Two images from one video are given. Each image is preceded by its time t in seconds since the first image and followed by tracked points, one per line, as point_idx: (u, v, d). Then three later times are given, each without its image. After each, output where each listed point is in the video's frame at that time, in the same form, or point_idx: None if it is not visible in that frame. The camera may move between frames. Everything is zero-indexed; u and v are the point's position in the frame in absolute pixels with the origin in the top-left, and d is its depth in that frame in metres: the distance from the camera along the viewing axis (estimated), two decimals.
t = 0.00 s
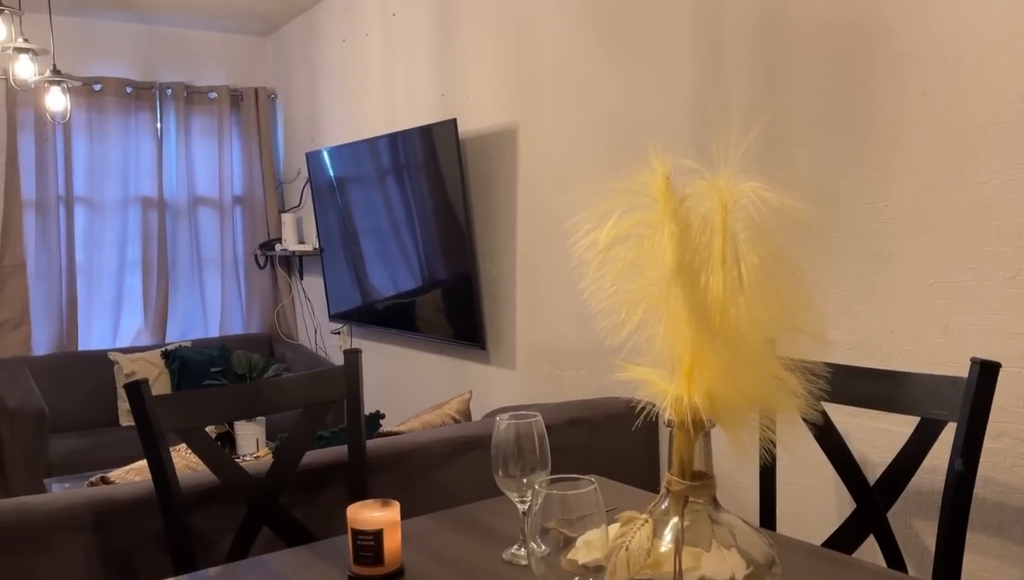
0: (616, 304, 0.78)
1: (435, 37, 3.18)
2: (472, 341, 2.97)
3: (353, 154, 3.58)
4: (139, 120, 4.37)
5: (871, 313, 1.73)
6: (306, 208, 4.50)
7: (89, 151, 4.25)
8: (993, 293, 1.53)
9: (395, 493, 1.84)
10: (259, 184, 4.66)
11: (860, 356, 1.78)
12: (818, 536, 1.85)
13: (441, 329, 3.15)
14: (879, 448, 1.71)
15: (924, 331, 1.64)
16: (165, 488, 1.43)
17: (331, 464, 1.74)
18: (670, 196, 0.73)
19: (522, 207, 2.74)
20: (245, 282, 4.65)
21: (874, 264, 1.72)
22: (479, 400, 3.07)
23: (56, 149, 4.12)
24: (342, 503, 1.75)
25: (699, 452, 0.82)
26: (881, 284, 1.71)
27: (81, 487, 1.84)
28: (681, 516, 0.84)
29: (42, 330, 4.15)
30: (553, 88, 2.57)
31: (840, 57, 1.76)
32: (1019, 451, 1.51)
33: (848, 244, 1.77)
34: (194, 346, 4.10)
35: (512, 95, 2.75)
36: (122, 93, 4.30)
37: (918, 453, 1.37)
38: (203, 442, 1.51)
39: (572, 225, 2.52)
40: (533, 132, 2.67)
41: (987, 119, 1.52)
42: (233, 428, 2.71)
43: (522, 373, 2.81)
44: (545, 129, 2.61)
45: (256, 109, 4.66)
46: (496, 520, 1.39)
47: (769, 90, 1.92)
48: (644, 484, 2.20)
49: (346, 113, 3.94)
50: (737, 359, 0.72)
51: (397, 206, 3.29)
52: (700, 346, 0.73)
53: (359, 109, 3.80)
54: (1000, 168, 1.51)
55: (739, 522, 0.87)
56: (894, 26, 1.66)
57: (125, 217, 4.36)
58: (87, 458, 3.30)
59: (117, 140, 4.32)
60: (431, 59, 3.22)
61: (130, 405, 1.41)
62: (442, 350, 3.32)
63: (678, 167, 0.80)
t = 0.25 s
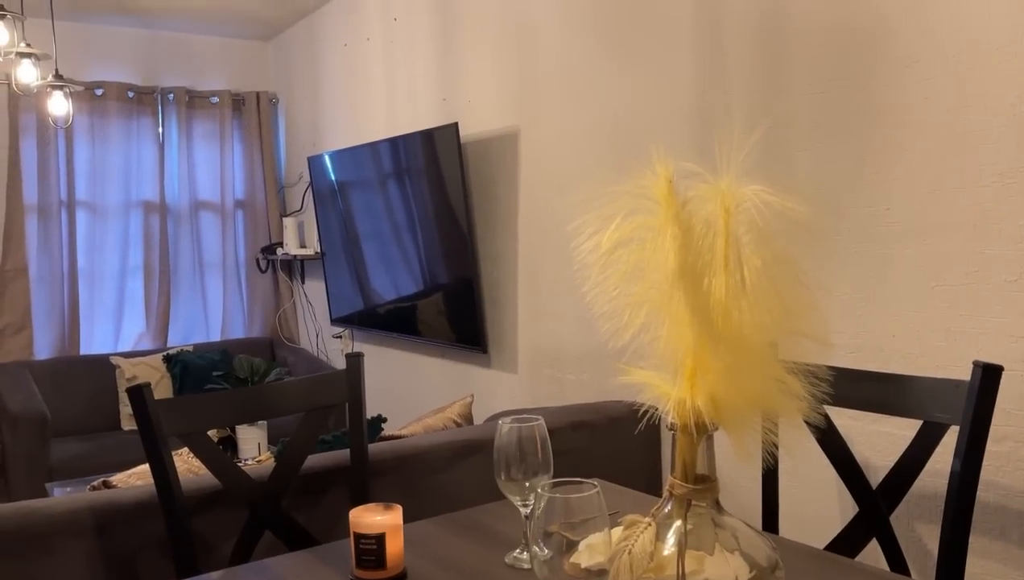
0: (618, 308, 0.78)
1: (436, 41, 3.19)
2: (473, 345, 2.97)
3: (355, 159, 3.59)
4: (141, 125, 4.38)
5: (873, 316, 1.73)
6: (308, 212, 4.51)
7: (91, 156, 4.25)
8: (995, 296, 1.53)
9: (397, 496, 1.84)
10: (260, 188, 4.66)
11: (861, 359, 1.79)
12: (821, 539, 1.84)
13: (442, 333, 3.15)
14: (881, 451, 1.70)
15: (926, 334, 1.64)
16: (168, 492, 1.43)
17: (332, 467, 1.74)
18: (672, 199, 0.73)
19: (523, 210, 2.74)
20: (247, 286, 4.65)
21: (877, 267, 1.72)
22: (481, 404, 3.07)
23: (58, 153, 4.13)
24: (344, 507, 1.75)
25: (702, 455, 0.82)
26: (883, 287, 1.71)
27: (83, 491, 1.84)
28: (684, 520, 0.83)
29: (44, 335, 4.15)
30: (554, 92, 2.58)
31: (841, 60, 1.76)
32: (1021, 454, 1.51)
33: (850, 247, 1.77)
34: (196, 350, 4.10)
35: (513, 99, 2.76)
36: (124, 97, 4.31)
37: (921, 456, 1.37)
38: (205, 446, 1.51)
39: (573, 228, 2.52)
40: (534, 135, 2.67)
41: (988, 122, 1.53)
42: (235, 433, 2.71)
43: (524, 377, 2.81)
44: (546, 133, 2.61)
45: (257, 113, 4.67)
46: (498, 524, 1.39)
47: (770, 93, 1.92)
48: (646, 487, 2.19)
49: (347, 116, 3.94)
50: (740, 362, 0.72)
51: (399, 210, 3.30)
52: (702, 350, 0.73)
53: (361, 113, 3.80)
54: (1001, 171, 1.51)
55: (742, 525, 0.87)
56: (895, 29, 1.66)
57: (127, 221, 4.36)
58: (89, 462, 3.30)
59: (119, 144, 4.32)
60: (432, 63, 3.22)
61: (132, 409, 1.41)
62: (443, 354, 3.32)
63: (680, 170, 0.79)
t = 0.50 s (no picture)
0: (620, 308, 0.78)
1: (437, 44, 3.19)
2: (474, 348, 2.97)
3: (355, 162, 3.60)
4: (142, 128, 4.38)
5: (874, 317, 1.73)
6: (309, 216, 4.51)
7: (92, 159, 4.26)
8: (996, 297, 1.53)
9: (399, 499, 1.84)
10: (261, 192, 4.67)
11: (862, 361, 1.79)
12: (823, 541, 1.84)
13: (443, 335, 3.15)
14: (883, 453, 1.70)
15: (928, 335, 1.64)
16: (170, 495, 1.43)
17: (334, 470, 1.74)
18: (674, 200, 0.73)
19: (524, 212, 2.74)
20: (248, 289, 4.65)
21: (877, 269, 1.72)
22: (482, 406, 3.07)
23: (59, 156, 4.14)
24: (346, 510, 1.75)
25: (704, 456, 0.82)
26: (884, 289, 1.71)
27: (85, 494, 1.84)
28: (687, 521, 0.83)
29: (45, 338, 4.16)
30: (554, 94, 2.58)
31: (841, 62, 1.76)
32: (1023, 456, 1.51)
33: (851, 249, 1.77)
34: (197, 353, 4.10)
35: (514, 102, 2.76)
36: (125, 100, 4.32)
37: (923, 457, 1.37)
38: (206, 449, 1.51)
39: (574, 230, 2.52)
40: (535, 138, 2.68)
41: (988, 124, 1.53)
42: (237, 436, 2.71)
43: (525, 379, 2.81)
44: (547, 135, 2.62)
45: (258, 117, 4.67)
46: (500, 527, 1.39)
47: (771, 95, 1.92)
48: (648, 489, 2.19)
49: (348, 120, 3.95)
50: (742, 363, 0.72)
51: (400, 213, 3.30)
52: (705, 350, 0.73)
53: (361, 116, 3.81)
54: (1002, 172, 1.51)
55: (744, 526, 0.87)
56: (896, 31, 1.66)
57: (128, 224, 4.37)
58: (90, 466, 3.30)
59: (120, 148, 4.32)
60: (433, 65, 3.23)
61: (134, 411, 1.41)
62: (445, 357, 3.32)
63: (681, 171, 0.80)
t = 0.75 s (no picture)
0: (622, 307, 0.78)
1: (437, 46, 3.19)
2: (475, 349, 2.97)
3: (355, 164, 3.60)
4: (141, 131, 4.38)
5: (875, 317, 1.73)
6: (309, 218, 4.51)
7: (92, 162, 4.26)
8: (997, 297, 1.53)
9: (400, 500, 1.84)
10: (261, 194, 4.66)
11: (863, 361, 1.79)
12: (824, 541, 1.84)
13: (444, 337, 3.15)
14: (884, 453, 1.70)
15: (928, 335, 1.64)
16: (171, 496, 1.43)
17: (335, 471, 1.73)
18: (675, 198, 0.73)
19: (524, 213, 2.74)
20: (248, 291, 4.65)
21: (878, 269, 1.72)
22: (483, 408, 3.07)
23: (59, 160, 4.14)
24: (346, 512, 1.75)
25: (706, 456, 0.82)
26: (885, 289, 1.71)
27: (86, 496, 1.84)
28: (689, 520, 0.83)
29: (46, 341, 4.16)
30: (554, 95, 2.58)
31: (841, 62, 1.77)
32: None
33: (851, 249, 1.77)
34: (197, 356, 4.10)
35: (514, 103, 2.76)
36: (125, 103, 4.32)
37: (924, 456, 1.37)
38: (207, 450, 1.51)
39: (574, 232, 2.52)
40: (535, 139, 2.68)
41: (988, 123, 1.53)
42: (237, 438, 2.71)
43: (525, 380, 2.81)
44: (547, 137, 2.62)
45: (258, 119, 4.67)
46: (501, 527, 1.39)
47: (771, 95, 1.92)
48: (649, 490, 2.19)
49: (348, 122, 3.95)
50: (743, 362, 0.72)
51: (400, 215, 3.30)
52: (706, 348, 0.73)
53: (361, 118, 3.81)
54: (1002, 171, 1.51)
55: (746, 526, 0.87)
56: (895, 31, 1.66)
57: (128, 227, 4.37)
58: (91, 468, 3.30)
59: (120, 151, 4.32)
60: (432, 67, 3.23)
61: (135, 413, 1.41)
62: (445, 358, 3.32)
63: (683, 169, 0.79)
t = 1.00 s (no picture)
0: (622, 305, 0.78)
1: (434, 46, 3.19)
2: (474, 349, 2.97)
3: (354, 165, 3.60)
4: (139, 132, 4.38)
5: (874, 315, 1.73)
6: (307, 218, 4.51)
7: (90, 163, 4.26)
8: (995, 294, 1.53)
9: (400, 500, 1.84)
10: (259, 195, 4.66)
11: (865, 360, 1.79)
12: (824, 539, 1.84)
13: (443, 337, 3.15)
14: (884, 451, 1.70)
15: (927, 333, 1.64)
16: (170, 497, 1.43)
17: (335, 471, 1.73)
18: (674, 195, 0.72)
19: (523, 212, 2.74)
20: (246, 292, 4.64)
21: (877, 267, 1.72)
22: (482, 408, 3.07)
23: (57, 161, 4.13)
24: (346, 512, 1.75)
25: (705, 454, 0.82)
26: (883, 287, 1.71)
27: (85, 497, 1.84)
28: (689, 518, 0.83)
29: (44, 343, 4.15)
30: (552, 94, 2.58)
31: (838, 60, 1.77)
32: None
33: (850, 247, 1.77)
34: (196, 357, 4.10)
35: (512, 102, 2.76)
36: (122, 105, 4.31)
37: (924, 454, 1.37)
38: (206, 451, 1.51)
39: (573, 231, 2.52)
40: (533, 139, 2.67)
41: (987, 120, 1.53)
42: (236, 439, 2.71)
43: (525, 380, 2.81)
44: (545, 136, 2.62)
45: (256, 120, 4.67)
46: (501, 526, 1.39)
47: (769, 94, 1.92)
48: (649, 489, 2.19)
49: (346, 122, 3.95)
50: (743, 359, 0.72)
51: (398, 216, 3.30)
52: (705, 347, 0.73)
53: (359, 119, 3.81)
54: (1000, 169, 1.51)
55: (747, 523, 0.87)
56: (892, 29, 1.66)
57: (126, 228, 4.36)
58: (90, 470, 3.30)
59: (118, 152, 4.32)
60: (430, 67, 3.23)
61: (133, 414, 1.41)
62: (444, 358, 3.32)
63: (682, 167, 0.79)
